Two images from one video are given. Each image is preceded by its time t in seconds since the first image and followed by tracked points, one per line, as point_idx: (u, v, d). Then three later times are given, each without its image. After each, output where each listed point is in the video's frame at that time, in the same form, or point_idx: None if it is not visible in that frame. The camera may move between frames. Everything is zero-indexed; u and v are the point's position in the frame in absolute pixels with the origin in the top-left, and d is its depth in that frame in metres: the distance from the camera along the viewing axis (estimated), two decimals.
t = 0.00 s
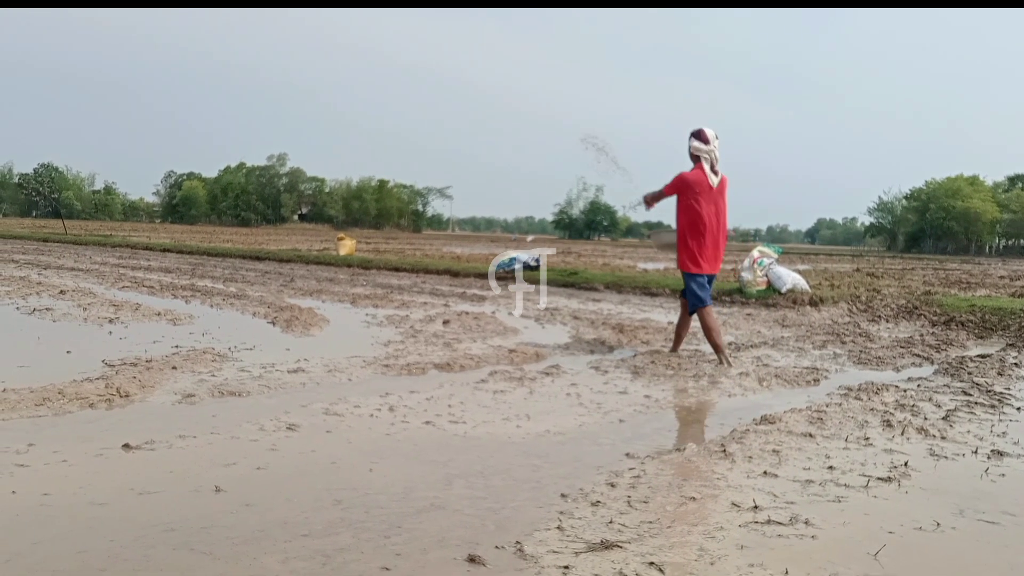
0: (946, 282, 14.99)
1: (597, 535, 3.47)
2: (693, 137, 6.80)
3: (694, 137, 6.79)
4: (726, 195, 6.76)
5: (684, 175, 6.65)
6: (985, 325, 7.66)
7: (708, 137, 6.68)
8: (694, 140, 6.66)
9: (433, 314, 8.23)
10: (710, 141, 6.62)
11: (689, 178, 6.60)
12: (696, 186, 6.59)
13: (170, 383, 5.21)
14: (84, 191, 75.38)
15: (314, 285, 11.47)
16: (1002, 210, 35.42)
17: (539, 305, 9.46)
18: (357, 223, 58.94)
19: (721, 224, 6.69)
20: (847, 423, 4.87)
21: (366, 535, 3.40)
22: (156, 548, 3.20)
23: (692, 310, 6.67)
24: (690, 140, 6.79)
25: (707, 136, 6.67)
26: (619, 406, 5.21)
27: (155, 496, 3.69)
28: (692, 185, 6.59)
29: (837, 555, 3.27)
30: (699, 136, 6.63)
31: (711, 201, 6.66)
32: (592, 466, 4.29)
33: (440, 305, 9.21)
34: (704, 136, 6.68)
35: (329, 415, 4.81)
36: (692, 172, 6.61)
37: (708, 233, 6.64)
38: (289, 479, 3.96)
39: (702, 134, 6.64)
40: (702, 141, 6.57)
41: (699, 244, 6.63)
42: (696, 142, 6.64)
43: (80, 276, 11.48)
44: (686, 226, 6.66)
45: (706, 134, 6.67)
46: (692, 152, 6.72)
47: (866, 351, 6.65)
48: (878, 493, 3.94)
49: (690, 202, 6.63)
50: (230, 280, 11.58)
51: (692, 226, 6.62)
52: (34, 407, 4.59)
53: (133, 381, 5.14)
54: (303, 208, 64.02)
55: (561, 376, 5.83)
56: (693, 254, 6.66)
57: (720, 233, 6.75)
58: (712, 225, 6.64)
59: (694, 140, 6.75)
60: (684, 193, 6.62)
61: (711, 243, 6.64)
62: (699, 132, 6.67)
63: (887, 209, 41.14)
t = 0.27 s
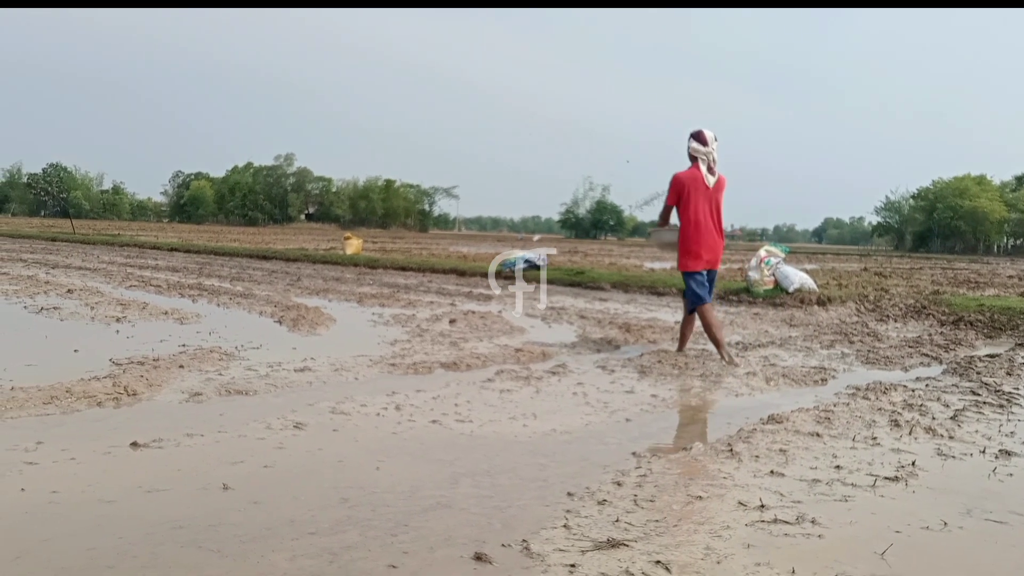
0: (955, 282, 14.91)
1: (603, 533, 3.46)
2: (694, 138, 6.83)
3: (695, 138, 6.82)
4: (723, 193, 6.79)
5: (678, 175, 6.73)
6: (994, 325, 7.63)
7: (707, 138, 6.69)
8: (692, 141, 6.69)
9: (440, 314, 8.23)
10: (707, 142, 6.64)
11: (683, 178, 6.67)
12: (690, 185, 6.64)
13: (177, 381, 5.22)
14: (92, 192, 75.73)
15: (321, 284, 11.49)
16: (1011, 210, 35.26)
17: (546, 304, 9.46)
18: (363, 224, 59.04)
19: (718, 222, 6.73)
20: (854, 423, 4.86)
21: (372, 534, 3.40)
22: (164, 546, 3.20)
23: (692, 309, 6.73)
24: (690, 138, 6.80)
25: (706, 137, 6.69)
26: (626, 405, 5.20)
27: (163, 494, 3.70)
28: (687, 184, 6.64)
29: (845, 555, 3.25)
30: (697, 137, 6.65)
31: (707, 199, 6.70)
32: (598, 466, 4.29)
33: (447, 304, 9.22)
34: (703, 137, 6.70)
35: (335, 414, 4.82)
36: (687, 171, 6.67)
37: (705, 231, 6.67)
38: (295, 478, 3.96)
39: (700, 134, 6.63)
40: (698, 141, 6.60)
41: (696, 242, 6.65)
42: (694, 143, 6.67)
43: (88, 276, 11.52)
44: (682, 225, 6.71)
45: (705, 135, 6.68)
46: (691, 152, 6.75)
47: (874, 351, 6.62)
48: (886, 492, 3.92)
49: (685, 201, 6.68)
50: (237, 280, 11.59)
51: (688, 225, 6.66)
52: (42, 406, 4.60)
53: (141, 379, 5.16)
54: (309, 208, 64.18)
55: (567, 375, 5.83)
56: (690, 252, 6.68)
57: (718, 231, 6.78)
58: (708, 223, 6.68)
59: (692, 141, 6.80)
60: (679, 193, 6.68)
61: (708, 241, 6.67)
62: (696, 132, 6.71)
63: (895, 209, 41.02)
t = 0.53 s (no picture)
0: (969, 280, 14.79)
1: (614, 532, 3.46)
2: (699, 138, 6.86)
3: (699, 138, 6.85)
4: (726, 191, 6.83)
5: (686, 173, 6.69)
6: (1007, 324, 7.57)
7: (711, 137, 6.73)
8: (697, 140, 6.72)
9: (450, 312, 8.24)
10: (713, 141, 6.67)
11: (691, 175, 6.64)
12: (699, 183, 6.62)
13: (190, 378, 5.25)
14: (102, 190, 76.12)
15: (331, 282, 11.52)
16: None
17: (556, 303, 9.46)
18: (372, 222, 59.13)
19: (723, 220, 6.75)
20: (866, 422, 4.83)
21: (383, 531, 3.41)
22: (176, 542, 3.22)
23: (698, 306, 6.76)
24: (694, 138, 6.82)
25: (711, 136, 6.72)
26: (636, 404, 5.19)
27: (175, 491, 3.72)
28: (695, 182, 6.62)
29: (856, 555, 3.24)
30: (703, 137, 6.66)
31: (713, 197, 6.70)
32: (609, 464, 4.29)
33: (457, 302, 9.23)
34: (708, 136, 6.73)
35: (346, 411, 4.83)
36: (694, 169, 6.65)
37: (712, 229, 6.68)
38: (307, 475, 3.98)
39: (706, 134, 6.65)
40: (704, 140, 6.63)
41: (704, 240, 6.65)
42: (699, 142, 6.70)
43: (101, 274, 11.59)
44: (690, 223, 6.67)
45: (710, 134, 6.72)
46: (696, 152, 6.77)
47: (886, 350, 6.59)
48: (898, 492, 3.90)
49: (693, 199, 6.65)
50: (248, 278, 11.63)
51: (696, 222, 6.64)
52: (56, 402, 4.64)
53: (153, 376, 5.19)
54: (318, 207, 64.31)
55: (577, 374, 5.83)
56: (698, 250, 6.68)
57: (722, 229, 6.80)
58: (716, 221, 6.68)
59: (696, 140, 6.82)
60: (687, 190, 6.65)
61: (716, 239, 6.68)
62: (702, 132, 6.72)
63: (907, 207, 40.77)
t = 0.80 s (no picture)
0: (975, 281, 14.76)
1: (619, 533, 3.45)
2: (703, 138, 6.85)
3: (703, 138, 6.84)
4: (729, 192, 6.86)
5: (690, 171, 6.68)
6: (1013, 325, 7.55)
7: (716, 138, 6.73)
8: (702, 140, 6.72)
9: (454, 313, 8.25)
10: (718, 142, 6.68)
11: (696, 174, 6.63)
12: (704, 182, 6.63)
13: (195, 380, 5.25)
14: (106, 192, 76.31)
15: (336, 283, 11.54)
16: None
17: (560, 303, 9.46)
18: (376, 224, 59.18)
19: (725, 220, 6.77)
20: (872, 423, 4.82)
21: (387, 533, 3.41)
22: (181, 543, 3.22)
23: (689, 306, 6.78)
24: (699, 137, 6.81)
25: (716, 137, 6.72)
26: (641, 405, 5.19)
27: (180, 492, 3.73)
28: (701, 181, 6.62)
29: (862, 556, 3.23)
30: (707, 137, 6.65)
31: (717, 197, 6.71)
32: (614, 465, 4.28)
33: (461, 303, 9.23)
34: (713, 137, 6.73)
35: (351, 412, 4.83)
36: (699, 168, 6.65)
37: (716, 228, 6.70)
38: (312, 476, 3.98)
39: (711, 134, 6.63)
40: (710, 140, 6.62)
41: (708, 240, 6.66)
42: (704, 142, 6.69)
43: (106, 275, 11.61)
44: (693, 222, 6.67)
45: (715, 135, 6.72)
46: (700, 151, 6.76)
47: (891, 351, 6.57)
48: (904, 493, 3.89)
49: (698, 198, 6.64)
50: (253, 279, 11.64)
51: (701, 221, 6.64)
52: (62, 403, 4.65)
53: (159, 377, 5.20)
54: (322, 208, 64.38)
55: (582, 375, 5.82)
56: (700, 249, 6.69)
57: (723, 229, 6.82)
58: (718, 221, 6.70)
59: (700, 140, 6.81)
60: (693, 189, 6.64)
61: (717, 238, 6.70)
62: (706, 131, 6.72)
63: (912, 208, 40.70)
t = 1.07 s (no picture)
0: (988, 281, 14.66)
1: (630, 534, 3.45)
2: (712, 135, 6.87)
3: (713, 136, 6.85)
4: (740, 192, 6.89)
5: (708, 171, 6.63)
6: None
7: (727, 136, 6.76)
8: (714, 138, 6.73)
9: (465, 313, 8.26)
10: (730, 139, 6.71)
11: (714, 174, 6.60)
12: (721, 183, 6.62)
13: (207, 381, 5.28)
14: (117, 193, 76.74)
15: (346, 284, 11.56)
16: None
17: (570, 304, 9.46)
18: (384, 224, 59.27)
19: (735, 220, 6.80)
20: (884, 424, 4.80)
21: (398, 533, 3.42)
22: (194, 544, 3.24)
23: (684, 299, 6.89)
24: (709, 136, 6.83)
25: (726, 135, 6.76)
26: (651, 405, 5.18)
27: (193, 492, 3.75)
28: (718, 182, 6.60)
29: (874, 557, 3.22)
30: (719, 134, 6.67)
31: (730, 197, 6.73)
32: (625, 466, 4.28)
33: (472, 304, 9.24)
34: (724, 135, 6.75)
35: (362, 414, 4.84)
36: (716, 167, 6.64)
37: (727, 229, 6.72)
38: (323, 477, 3.99)
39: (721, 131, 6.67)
40: (723, 138, 6.65)
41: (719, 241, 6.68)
42: (717, 140, 6.71)
43: (118, 277, 11.69)
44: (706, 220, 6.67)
45: (726, 132, 6.75)
46: (712, 149, 6.77)
47: (903, 351, 6.54)
48: (916, 494, 3.87)
49: (714, 198, 6.62)
50: (264, 281, 11.69)
51: (715, 222, 6.64)
52: (75, 405, 4.68)
53: (171, 378, 5.22)
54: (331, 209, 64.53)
55: (593, 376, 5.82)
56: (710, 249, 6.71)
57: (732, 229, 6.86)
58: (730, 221, 6.72)
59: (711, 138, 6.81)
60: (710, 189, 6.61)
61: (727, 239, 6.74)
62: (719, 129, 6.72)
63: (924, 207, 40.47)
